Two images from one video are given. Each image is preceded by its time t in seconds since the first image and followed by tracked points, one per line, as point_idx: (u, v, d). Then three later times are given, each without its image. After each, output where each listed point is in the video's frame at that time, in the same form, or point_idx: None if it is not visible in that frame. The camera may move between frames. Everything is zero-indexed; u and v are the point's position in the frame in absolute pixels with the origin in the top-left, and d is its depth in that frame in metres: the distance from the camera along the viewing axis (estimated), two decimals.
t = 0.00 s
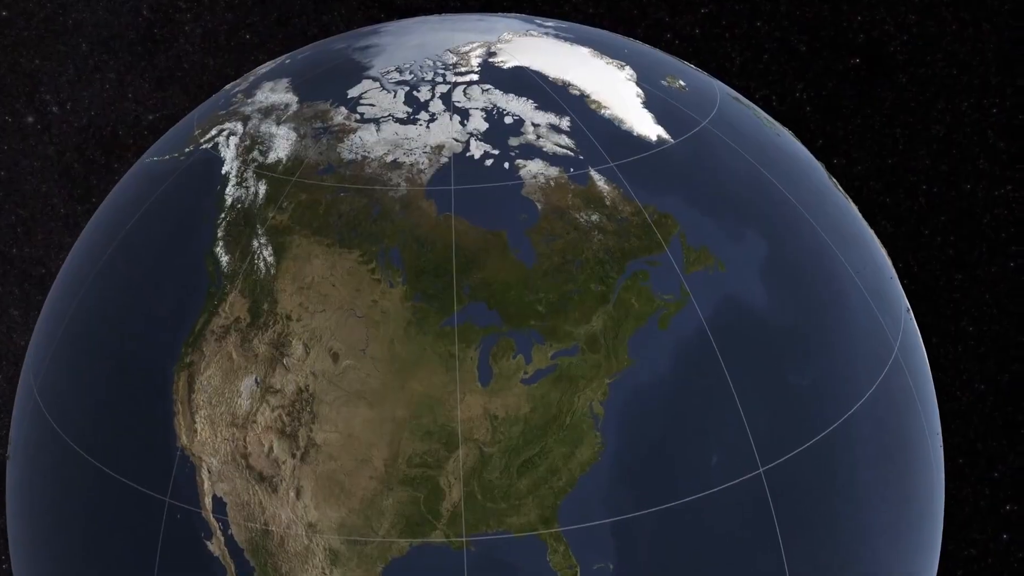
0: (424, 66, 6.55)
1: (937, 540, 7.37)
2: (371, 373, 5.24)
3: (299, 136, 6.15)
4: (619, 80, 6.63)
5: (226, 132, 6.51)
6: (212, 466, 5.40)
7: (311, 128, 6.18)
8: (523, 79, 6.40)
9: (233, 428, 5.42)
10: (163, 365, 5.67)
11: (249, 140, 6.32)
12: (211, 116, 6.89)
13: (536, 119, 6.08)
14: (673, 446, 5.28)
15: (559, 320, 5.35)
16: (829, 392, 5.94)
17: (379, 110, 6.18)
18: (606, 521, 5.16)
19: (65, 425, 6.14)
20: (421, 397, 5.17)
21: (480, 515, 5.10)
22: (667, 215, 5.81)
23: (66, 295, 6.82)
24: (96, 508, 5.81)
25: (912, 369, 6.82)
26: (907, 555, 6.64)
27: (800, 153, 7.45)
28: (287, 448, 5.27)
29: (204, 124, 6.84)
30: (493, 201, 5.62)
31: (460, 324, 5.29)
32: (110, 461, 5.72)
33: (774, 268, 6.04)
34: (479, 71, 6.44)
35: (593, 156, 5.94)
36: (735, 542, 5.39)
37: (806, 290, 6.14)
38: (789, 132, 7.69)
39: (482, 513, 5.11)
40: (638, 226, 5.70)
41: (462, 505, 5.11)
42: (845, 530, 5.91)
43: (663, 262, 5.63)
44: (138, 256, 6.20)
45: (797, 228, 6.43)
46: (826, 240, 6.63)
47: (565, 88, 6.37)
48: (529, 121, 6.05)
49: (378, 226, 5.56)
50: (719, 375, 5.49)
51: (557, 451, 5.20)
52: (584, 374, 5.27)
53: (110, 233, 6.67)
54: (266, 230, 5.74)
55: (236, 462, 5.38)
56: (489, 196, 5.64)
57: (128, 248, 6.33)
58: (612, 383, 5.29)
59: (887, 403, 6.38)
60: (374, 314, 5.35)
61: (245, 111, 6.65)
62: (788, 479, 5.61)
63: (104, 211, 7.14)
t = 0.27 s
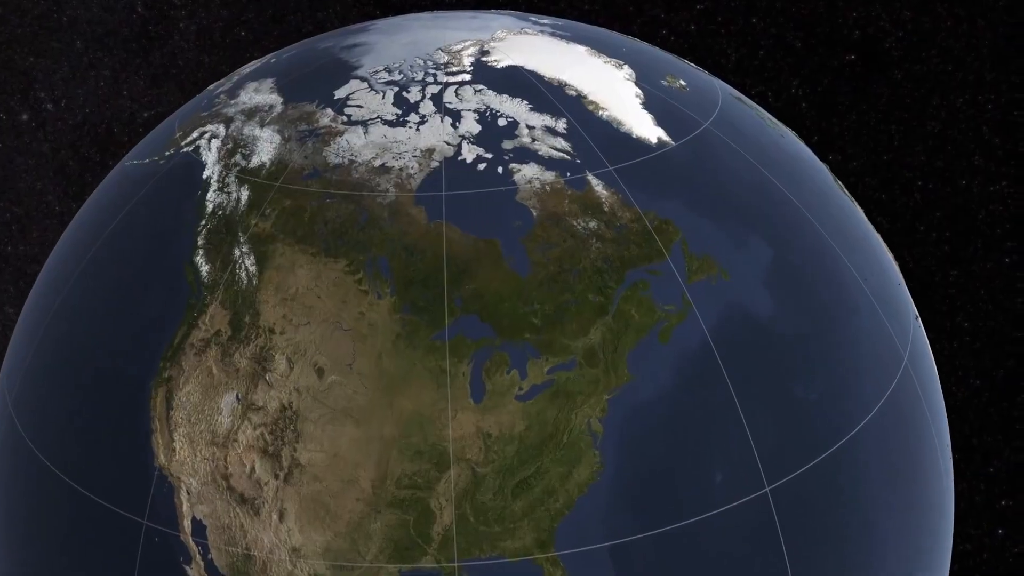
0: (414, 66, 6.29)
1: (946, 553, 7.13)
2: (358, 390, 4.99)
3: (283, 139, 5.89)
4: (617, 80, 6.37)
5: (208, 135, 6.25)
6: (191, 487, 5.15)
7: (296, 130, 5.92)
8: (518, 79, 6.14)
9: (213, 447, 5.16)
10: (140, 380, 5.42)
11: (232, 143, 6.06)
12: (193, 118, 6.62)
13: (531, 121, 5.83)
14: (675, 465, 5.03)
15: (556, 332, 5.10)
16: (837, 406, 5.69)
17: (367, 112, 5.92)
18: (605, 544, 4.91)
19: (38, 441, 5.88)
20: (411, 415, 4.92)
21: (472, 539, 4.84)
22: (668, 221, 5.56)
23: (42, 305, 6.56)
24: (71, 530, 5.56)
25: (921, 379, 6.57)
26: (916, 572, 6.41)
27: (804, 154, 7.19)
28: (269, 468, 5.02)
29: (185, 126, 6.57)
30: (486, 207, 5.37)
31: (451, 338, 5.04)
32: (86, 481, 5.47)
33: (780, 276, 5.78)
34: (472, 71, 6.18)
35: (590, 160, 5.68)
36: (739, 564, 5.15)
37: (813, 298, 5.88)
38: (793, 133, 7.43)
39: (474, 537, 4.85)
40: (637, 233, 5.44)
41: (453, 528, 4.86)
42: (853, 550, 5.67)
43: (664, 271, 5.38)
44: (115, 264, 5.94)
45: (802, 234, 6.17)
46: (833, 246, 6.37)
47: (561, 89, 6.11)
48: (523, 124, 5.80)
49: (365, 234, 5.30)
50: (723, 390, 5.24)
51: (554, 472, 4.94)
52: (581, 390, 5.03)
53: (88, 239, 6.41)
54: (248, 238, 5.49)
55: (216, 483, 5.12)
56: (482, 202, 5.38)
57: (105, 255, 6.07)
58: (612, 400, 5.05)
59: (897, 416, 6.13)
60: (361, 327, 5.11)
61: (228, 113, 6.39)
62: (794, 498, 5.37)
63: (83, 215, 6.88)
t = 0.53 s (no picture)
0: (403, 66, 6.03)
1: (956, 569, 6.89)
2: (343, 408, 4.72)
3: (266, 143, 5.63)
4: (615, 80, 6.12)
5: (189, 138, 5.99)
6: (168, 511, 4.90)
7: (279, 133, 5.66)
8: (512, 80, 5.88)
9: (191, 468, 4.91)
10: (115, 397, 5.16)
11: (213, 146, 5.79)
12: (173, 120, 6.36)
13: (526, 123, 5.57)
14: (678, 486, 4.78)
15: (552, 347, 4.84)
16: (846, 421, 5.44)
17: (353, 114, 5.66)
18: (604, 570, 4.66)
19: (10, 459, 5.62)
20: (400, 434, 4.66)
21: (464, 565, 4.61)
22: (670, 228, 5.31)
23: (16, 315, 6.30)
24: (43, 553, 5.31)
25: (930, 390, 6.32)
26: None
27: (808, 156, 6.94)
28: (250, 491, 4.78)
29: (166, 129, 6.31)
30: (479, 215, 5.11)
31: (441, 353, 4.79)
32: (59, 502, 5.22)
33: (785, 285, 5.53)
34: (464, 71, 5.92)
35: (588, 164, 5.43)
36: None
37: (820, 308, 5.63)
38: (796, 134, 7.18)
39: (466, 563, 4.61)
40: (638, 241, 5.19)
41: (445, 554, 4.61)
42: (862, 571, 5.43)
43: (665, 281, 5.13)
44: (90, 273, 5.68)
45: (808, 241, 5.93)
46: (839, 252, 6.13)
47: (557, 90, 5.86)
48: (517, 126, 5.54)
49: (351, 243, 5.04)
50: (727, 407, 4.98)
51: (550, 494, 4.70)
52: (579, 408, 4.77)
53: (64, 246, 6.15)
54: (228, 246, 5.23)
55: (194, 506, 4.88)
56: (474, 209, 5.13)
57: (80, 264, 5.81)
58: (611, 418, 4.79)
59: (906, 430, 5.88)
60: (346, 342, 4.85)
61: (209, 115, 6.12)
62: (801, 519, 5.12)
63: (61, 222, 6.62)
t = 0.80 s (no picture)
0: (392, 66, 5.78)
1: None
2: (327, 429, 4.47)
3: (248, 148, 5.37)
4: (613, 81, 5.87)
5: (168, 142, 5.73)
6: (143, 537, 4.65)
7: (262, 138, 5.40)
8: (505, 81, 5.62)
9: (167, 492, 4.65)
10: (87, 416, 4.90)
11: (192, 151, 5.54)
12: (153, 124, 6.10)
13: (520, 127, 5.32)
14: (681, 510, 4.54)
15: (548, 363, 4.60)
16: (855, 438, 5.19)
17: (339, 117, 5.40)
18: None
19: None
20: (387, 457, 4.41)
21: None
22: (671, 237, 5.06)
23: None
24: None
25: (941, 403, 6.08)
26: None
27: (812, 158, 6.69)
28: (229, 517, 4.52)
29: (144, 133, 6.05)
30: (470, 224, 4.86)
31: (431, 370, 4.53)
32: (29, 526, 4.97)
33: (791, 296, 5.28)
34: (455, 71, 5.67)
35: (585, 169, 5.18)
36: None
37: (828, 320, 5.39)
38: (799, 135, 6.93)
39: None
40: (637, 250, 4.94)
41: None
42: None
43: (666, 293, 4.88)
44: (63, 284, 5.42)
45: (814, 248, 5.68)
46: (847, 260, 5.88)
47: (552, 91, 5.61)
48: (511, 130, 5.29)
49: (336, 254, 4.79)
50: (733, 425, 4.73)
51: (546, 520, 4.47)
52: (576, 428, 4.54)
53: (38, 255, 5.90)
54: (207, 257, 4.97)
55: (171, 533, 4.62)
56: (466, 218, 4.88)
57: (53, 274, 5.55)
58: (610, 438, 4.54)
59: (917, 445, 5.64)
60: (331, 359, 4.59)
61: (190, 118, 5.87)
62: (809, 542, 4.88)
63: (36, 229, 6.36)
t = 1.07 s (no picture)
0: (379, 67, 5.52)
1: None
2: (310, 452, 4.22)
3: (228, 153, 5.11)
4: (611, 82, 5.62)
5: (145, 147, 5.47)
6: (116, 567, 4.40)
7: (243, 143, 5.15)
8: (498, 82, 5.37)
9: (141, 519, 4.40)
10: (57, 437, 4.65)
11: (170, 157, 5.28)
12: (130, 127, 5.84)
13: (514, 131, 5.07)
14: (685, 537, 4.29)
15: (543, 382, 4.35)
16: (866, 456, 4.95)
17: (324, 121, 5.14)
18: None
19: None
20: (373, 482, 4.16)
21: None
22: (673, 246, 4.82)
23: None
24: None
25: (953, 416, 5.85)
26: None
27: (817, 161, 6.44)
28: (206, 546, 4.27)
29: (121, 137, 5.80)
30: (462, 234, 4.61)
31: (420, 390, 4.29)
32: None
33: (799, 307, 5.03)
34: (446, 72, 5.41)
35: (582, 176, 4.93)
36: None
37: (837, 332, 5.14)
38: (803, 138, 6.68)
39: None
40: (637, 261, 4.69)
41: None
42: None
43: (668, 306, 4.64)
44: (33, 297, 5.16)
45: (821, 257, 5.43)
46: (855, 269, 5.63)
47: (548, 93, 5.36)
48: (505, 134, 5.04)
49: (320, 266, 4.54)
50: (739, 445, 4.48)
51: (542, 548, 4.23)
52: (574, 450, 4.31)
53: (10, 265, 5.64)
54: (185, 269, 4.72)
55: (144, 562, 4.36)
56: (457, 227, 4.63)
57: (24, 286, 5.30)
58: (610, 461, 4.30)
59: (929, 462, 5.40)
60: (314, 378, 4.35)
61: (168, 122, 5.61)
62: (818, 567, 4.64)
63: (9, 237, 6.10)
